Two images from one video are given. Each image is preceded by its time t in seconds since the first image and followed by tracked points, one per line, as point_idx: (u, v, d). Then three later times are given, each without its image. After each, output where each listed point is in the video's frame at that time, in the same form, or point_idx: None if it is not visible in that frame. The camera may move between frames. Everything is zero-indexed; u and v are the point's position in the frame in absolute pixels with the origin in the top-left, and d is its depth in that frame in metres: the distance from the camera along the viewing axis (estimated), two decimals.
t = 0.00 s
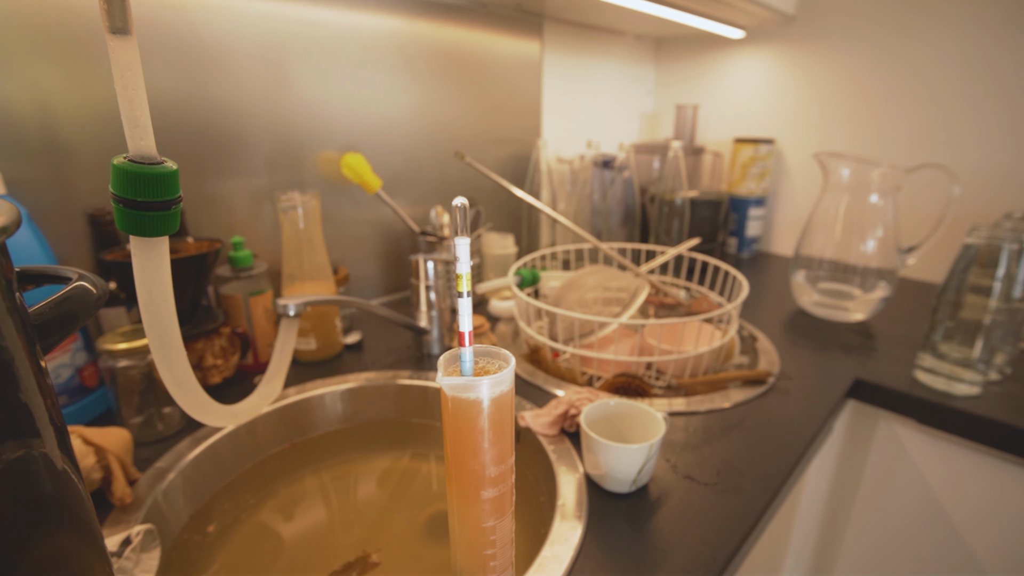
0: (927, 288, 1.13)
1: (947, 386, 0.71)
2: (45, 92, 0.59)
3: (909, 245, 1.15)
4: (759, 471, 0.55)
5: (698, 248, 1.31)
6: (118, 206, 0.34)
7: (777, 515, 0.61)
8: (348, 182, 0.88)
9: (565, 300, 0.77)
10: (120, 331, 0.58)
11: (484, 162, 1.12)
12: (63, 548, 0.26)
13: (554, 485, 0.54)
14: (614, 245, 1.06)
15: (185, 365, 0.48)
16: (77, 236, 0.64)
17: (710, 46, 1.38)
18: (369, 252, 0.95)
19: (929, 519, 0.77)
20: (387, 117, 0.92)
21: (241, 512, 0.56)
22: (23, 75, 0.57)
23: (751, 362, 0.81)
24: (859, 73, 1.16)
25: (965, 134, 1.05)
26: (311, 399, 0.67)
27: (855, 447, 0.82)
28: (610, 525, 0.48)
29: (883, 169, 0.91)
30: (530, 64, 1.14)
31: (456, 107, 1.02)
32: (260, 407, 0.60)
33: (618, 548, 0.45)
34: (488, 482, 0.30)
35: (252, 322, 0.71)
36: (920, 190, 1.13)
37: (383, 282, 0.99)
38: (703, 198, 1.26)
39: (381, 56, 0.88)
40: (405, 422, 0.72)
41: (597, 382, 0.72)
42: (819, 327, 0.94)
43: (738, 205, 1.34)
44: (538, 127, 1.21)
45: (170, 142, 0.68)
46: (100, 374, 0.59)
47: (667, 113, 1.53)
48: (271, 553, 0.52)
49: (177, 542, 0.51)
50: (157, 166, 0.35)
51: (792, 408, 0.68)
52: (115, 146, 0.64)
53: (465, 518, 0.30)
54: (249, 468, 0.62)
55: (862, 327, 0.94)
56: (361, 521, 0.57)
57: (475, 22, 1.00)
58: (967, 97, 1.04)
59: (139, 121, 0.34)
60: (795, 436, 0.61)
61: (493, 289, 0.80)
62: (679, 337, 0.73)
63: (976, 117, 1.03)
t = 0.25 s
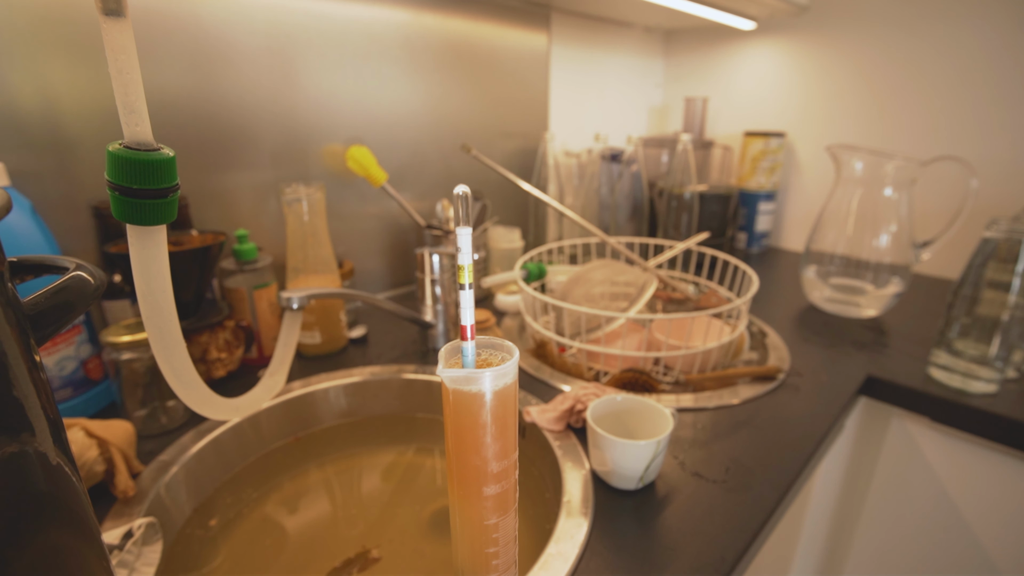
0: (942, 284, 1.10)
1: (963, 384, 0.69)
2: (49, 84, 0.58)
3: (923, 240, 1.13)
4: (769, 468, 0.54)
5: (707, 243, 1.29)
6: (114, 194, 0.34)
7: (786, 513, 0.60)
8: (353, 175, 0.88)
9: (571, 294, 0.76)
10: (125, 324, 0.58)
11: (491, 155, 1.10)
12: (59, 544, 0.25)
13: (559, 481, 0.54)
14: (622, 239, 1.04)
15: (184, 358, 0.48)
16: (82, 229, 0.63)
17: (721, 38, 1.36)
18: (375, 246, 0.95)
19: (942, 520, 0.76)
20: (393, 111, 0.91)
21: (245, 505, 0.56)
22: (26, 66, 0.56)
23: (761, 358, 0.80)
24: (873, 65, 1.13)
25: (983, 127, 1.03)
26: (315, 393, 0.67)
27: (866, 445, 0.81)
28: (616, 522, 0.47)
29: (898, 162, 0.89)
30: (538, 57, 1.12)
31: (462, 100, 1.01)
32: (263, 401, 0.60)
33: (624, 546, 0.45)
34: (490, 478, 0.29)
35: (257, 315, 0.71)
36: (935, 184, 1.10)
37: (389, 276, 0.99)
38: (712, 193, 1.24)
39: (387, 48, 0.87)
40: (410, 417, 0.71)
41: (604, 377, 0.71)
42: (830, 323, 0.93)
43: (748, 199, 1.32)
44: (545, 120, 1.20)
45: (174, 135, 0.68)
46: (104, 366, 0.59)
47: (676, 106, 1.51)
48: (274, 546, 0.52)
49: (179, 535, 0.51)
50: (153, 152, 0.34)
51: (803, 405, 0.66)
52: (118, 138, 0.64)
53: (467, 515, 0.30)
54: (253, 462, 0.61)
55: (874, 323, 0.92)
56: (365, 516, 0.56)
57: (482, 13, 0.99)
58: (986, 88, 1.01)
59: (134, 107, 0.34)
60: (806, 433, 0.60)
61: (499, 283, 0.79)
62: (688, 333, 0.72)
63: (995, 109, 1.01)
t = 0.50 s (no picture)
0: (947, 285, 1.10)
1: (969, 387, 0.69)
2: (51, 82, 0.58)
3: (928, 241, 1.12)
4: (773, 471, 0.54)
5: (711, 243, 1.28)
6: (113, 190, 0.34)
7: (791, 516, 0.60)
8: (355, 174, 0.88)
9: (574, 294, 0.76)
10: (125, 322, 0.57)
11: (493, 154, 1.10)
12: (54, 544, 0.25)
13: (561, 483, 0.53)
14: (625, 239, 1.04)
15: (183, 357, 0.47)
16: (83, 226, 0.63)
17: (725, 37, 1.35)
18: (377, 245, 0.95)
19: (947, 523, 0.75)
20: (395, 109, 0.90)
21: (244, 506, 0.56)
22: (28, 63, 0.56)
23: (765, 359, 0.79)
24: (878, 65, 1.12)
25: (990, 127, 1.02)
26: (316, 393, 0.67)
27: (871, 448, 0.80)
28: (618, 525, 0.47)
29: (904, 162, 0.88)
30: (541, 56, 1.12)
31: (465, 99, 1.00)
32: (262, 401, 0.60)
33: (625, 550, 0.44)
34: (490, 481, 0.28)
35: (258, 314, 0.70)
36: (941, 184, 1.10)
37: (391, 275, 0.98)
38: (716, 193, 1.24)
39: (390, 47, 0.86)
40: (411, 417, 0.71)
41: (606, 378, 0.70)
42: (835, 324, 0.92)
43: (752, 200, 1.32)
44: (549, 120, 1.19)
45: (176, 133, 0.67)
46: (104, 365, 0.59)
47: (680, 105, 1.50)
48: (275, 546, 0.51)
49: (178, 536, 0.51)
50: (151, 149, 0.34)
51: (807, 407, 0.66)
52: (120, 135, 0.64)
53: (467, 518, 0.29)
54: (253, 462, 0.61)
55: (879, 324, 0.91)
56: (366, 516, 0.56)
57: (485, 12, 0.98)
58: (993, 88, 1.00)
59: (132, 102, 0.34)
60: (810, 436, 0.60)
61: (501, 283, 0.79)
62: (691, 333, 0.71)
63: (1002, 109, 1.00)
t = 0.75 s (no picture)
0: (947, 290, 1.10)
1: (967, 391, 0.69)
2: (54, 79, 0.58)
3: (928, 245, 1.12)
4: (770, 473, 0.54)
5: (711, 246, 1.28)
6: (115, 187, 0.34)
7: (788, 519, 0.60)
8: (356, 173, 0.88)
9: (574, 295, 0.76)
10: (125, 319, 0.57)
11: (495, 155, 1.10)
12: (53, 539, 0.25)
13: (559, 483, 0.53)
14: (625, 241, 1.04)
15: (183, 354, 0.48)
16: (84, 223, 0.63)
17: (727, 40, 1.35)
18: (377, 244, 0.95)
19: (945, 527, 0.75)
20: (397, 109, 0.91)
21: (243, 504, 0.56)
22: (31, 60, 0.57)
23: (763, 361, 0.79)
24: (879, 69, 1.12)
25: (991, 132, 1.02)
26: (315, 391, 0.67)
27: (869, 452, 0.80)
28: (615, 525, 0.47)
29: (904, 166, 0.89)
30: (543, 57, 1.12)
31: (466, 99, 1.01)
32: (262, 399, 0.60)
33: (622, 550, 0.44)
34: (488, 479, 0.29)
35: (258, 312, 0.70)
36: (941, 189, 1.10)
37: (391, 274, 0.98)
38: (716, 195, 1.24)
39: (392, 47, 0.87)
40: (410, 416, 0.71)
41: (605, 379, 0.70)
42: (834, 327, 0.92)
43: (752, 202, 1.32)
44: (550, 121, 1.19)
45: (178, 131, 0.68)
46: (104, 362, 0.59)
47: (682, 108, 1.50)
48: (273, 545, 0.51)
49: (176, 533, 0.51)
50: (153, 147, 0.34)
51: (805, 410, 0.66)
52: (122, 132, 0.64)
53: (464, 517, 0.29)
54: (252, 460, 0.61)
55: (878, 328, 0.91)
56: (364, 515, 0.56)
57: (488, 13, 0.98)
58: (994, 93, 1.00)
59: (135, 100, 0.34)
60: (808, 438, 0.60)
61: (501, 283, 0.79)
62: (690, 335, 0.71)
63: (1002, 114, 1.00)
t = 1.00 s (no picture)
0: (947, 298, 1.10)
1: (967, 399, 0.69)
2: (63, 86, 0.59)
3: (928, 253, 1.13)
4: (770, 480, 0.54)
5: (711, 253, 1.29)
6: (126, 196, 0.34)
7: (788, 526, 0.60)
8: (360, 179, 0.88)
9: (575, 302, 0.76)
10: (130, 323, 0.58)
11: (497, 162, 1.11)
12: (62, 540, 0.26)
13: (559, 489, 0.53)
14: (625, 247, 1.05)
15: (190, 359, 0.48)
16: (91, 227, 0.64)
17: (728, 49, 1.37)
18: (380, 250, 0.95)
19: (945, 536, 0.75)
20: (400, 116, 0.91)
21: (245, 508, 0.56)
22: (42, 67, 0.57)
23: (764, 368, 0.79)
24: (878, 78, 1.13)
25: (990, 141, 1.02)
26: (317, 396, 0.67)
27: (869, 459, 0.80)
28: (616, 531, 0.47)
29: (903, 175, 0.89)
30: (545, 65, 1.13)
31: (469, 107, 1.02)
32: (265, 403, 0.60)
33: (623, 556, 0.44)
34: (490, 484, 0.29)
35: (261, 317, 0.71)
36: (941, 197, 1.10)
37: (393, 280, 0.99)
38: (717, 203, 1.24)
39: (396, 55, 0.88)
40: (411, 421, 0.71)
41: (606, 385, 0.71)
42: (834, 335, 0.92)
43: (753, 210, 1.32)
44: (552, 128, 1.20)
45: (185, 137, 0.69)
46: (109, 365, 0.60)
47: (682, 115, 1.51)
48: (274, 549, 0.52)
49: (179, 536, 0.51)
50: (164, 156, 0.35)
51: (805, 417, 0.66)
52: (129, 138, 0.65)
53: (467, 521, 0.30)
54: (254, 464, 0.62)
55: (878, 336, 0.92)
56: (365, 520, 0.56)
57: (491, 22, 0.99)
58: (993, 102, 1.01)
59: (147, 110, 0.35)
60: (808, 445, 0.60)
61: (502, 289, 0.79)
62: (691, 342, 0.72)
63: (1001, 124, 1.01)
